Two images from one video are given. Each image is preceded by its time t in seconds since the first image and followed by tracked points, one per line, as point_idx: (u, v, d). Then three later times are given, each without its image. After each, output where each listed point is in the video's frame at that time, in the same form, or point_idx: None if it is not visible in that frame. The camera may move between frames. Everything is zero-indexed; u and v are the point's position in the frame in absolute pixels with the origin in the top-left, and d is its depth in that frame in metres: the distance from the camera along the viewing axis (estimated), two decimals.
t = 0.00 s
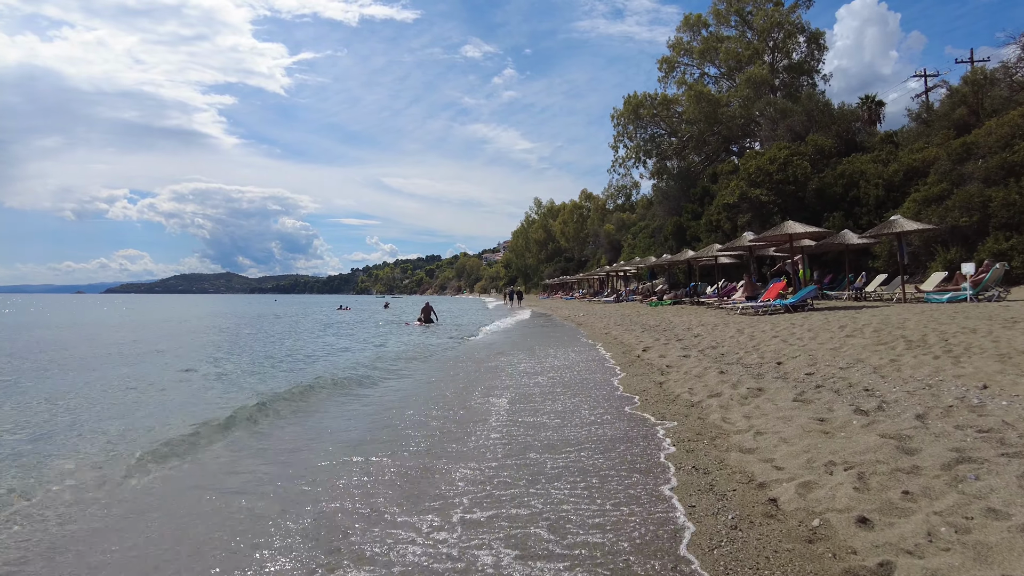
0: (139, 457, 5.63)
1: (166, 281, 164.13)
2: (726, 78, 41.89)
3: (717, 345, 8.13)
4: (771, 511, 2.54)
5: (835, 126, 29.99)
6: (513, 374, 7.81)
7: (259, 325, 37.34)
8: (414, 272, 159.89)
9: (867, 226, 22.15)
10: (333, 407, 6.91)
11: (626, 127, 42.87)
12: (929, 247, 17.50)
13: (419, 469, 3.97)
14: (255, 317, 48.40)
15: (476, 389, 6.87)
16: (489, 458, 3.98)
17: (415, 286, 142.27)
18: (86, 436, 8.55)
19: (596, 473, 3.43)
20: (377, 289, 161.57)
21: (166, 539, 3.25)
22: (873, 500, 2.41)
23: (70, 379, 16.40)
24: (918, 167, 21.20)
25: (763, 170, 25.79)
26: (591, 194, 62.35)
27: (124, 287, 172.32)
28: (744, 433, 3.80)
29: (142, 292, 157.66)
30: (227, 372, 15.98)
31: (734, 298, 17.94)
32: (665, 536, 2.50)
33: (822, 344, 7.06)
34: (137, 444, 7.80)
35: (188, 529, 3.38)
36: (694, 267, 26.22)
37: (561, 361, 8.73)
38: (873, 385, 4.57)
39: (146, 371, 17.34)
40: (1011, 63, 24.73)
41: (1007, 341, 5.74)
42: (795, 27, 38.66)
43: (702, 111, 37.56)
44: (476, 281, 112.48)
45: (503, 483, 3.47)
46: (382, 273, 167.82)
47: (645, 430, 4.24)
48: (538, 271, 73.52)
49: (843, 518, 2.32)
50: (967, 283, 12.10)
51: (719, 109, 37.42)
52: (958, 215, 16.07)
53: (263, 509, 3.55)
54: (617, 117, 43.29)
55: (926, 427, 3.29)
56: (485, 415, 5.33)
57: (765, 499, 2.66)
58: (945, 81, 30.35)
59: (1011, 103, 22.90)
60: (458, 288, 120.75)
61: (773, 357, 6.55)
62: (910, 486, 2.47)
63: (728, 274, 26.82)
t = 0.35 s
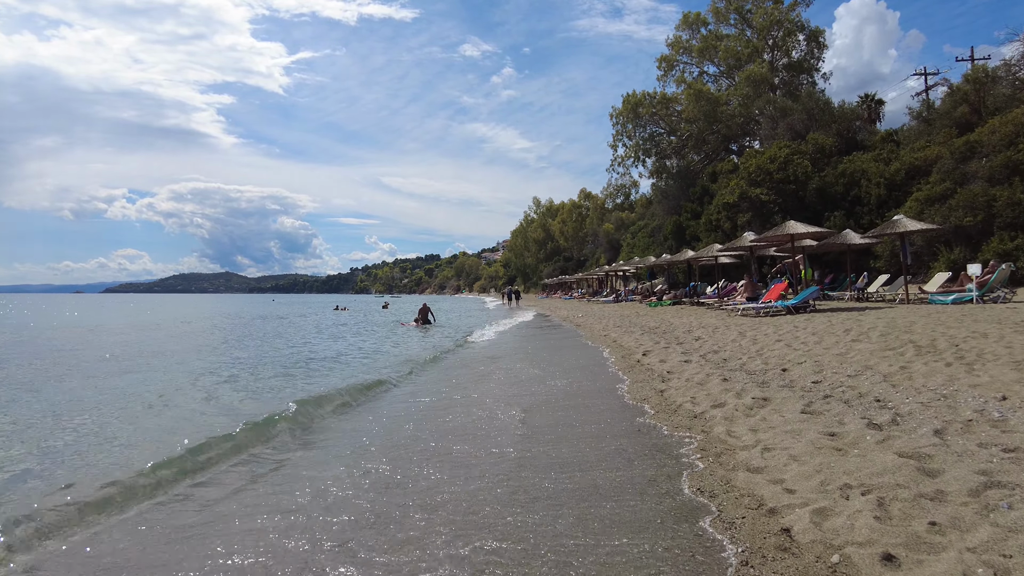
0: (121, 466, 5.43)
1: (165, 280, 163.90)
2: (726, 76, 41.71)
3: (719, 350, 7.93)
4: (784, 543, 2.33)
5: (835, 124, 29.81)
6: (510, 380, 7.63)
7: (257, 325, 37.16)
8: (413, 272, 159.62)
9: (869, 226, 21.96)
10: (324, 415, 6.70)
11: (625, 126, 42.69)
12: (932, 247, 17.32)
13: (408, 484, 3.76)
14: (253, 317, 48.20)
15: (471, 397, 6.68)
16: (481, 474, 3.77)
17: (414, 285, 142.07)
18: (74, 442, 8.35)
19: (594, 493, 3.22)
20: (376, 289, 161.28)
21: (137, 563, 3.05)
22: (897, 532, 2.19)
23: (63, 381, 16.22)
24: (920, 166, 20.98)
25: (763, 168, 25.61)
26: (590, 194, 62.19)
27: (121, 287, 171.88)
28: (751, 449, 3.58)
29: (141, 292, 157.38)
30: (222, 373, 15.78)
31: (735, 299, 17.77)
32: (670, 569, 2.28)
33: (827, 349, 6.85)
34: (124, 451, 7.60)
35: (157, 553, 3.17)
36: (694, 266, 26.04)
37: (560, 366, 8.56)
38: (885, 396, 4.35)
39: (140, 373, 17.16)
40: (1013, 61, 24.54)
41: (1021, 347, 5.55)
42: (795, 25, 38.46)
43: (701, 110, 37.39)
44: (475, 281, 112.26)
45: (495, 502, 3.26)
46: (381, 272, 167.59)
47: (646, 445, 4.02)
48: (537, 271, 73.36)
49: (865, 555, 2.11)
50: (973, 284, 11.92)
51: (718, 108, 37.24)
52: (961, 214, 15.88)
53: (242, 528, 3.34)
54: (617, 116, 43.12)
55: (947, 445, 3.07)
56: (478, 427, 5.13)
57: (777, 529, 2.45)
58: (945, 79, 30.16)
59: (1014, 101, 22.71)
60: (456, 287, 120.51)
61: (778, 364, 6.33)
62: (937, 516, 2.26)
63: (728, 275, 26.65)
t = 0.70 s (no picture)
0: (117, 468, 5.25)
1: (171, 280, 164.63)
2: (732, 76, 41.38)
3: (734, 350, 7.68)
4: (833, 561, 2.10)
5: (845, 123, 29.44)
6: (520, 381, 7.41)
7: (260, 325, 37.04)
8: (417, 272, 159.75)
9: (880, 225, 21.65)
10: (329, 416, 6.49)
11: (631, 125, 42.43)
12: (947, 246, 17.00)
13: (415, 491, 3.54)
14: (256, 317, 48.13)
15: (480, 400, 6.47)
16: (492, 482, 3.54)
17: (418, 285, 142.03)
18: (72, 442, 8.19)
19: (616, 501, 2.98)
20: (380, 289, 161.39)
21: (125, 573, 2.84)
22: (964, 551, 1.95)
23: (66, 380, 16.11)
24: (932, 165, 20.53)
25: (772, 167, 25.30)
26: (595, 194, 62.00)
27: (126, 287, 172.80)
28: (782, 454, 3.33)
29: (146, 292, 157.69)
30: (227, 372, 15.63)
31: (745, 299, 17.50)
32: None
33: (848, 349, 6.59)
34: (123, 452, 7.42)
35: (149, 562, 2.98)
36: (702, 267, 25.77)
37: (570, 368, 8.33)
38: (920, 398, 4.09)
39: (143, 371, 17.03)
40: None
41: None
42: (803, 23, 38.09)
43: (708, 109, 37.08)
44: (479, 281, 112.17)
45: (508, 510, 3.04)
46: (385, 272, 167.75)
47: (667, 448, 3.78)
48: (542, 271, 73.12)
49: None
50: (992, 284, 11.63)
51: (725, 107, 36.93)
52: (978, 213, 15.54)
53: (239, 535, 3.14)
54: (623, 115, 42.84)
55: (1001, 452, 2.82)
56: (486, 431, 4.92)
57: (825, 545, 2.21)
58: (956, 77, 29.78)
59: None
60: (460, 288, 120.39)
61: (798, 364, 6.07)
62: (1007, 533, 2.01)
63: (736, 275, 26.35)
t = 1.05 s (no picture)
0: (119, 479, 5.11)
1: (182, 279, 165.72)
2: (744, 74, 40.86)
3: (750, 355, 7.38)
4: None
5: (860, 121, 28.91)
6: (527, 388, 7.19)
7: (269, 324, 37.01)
8: (425, 272, 159.89)
9: (896, 225, 21.20)
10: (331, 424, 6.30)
11: (641, 124, 42.04)
12: (966, 246, 16.55)
13: (416, 515, 3.33)
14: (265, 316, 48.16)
15: (486, 408, 6.25)
16: (497, 505, 3.32)
17: (427, 285, 142.14)
18: (73, 445, 8.07)
19: (631, 529, 2.75)
20: (389, 288, 161.68)
21: None
22: None
23: (72, 380, 16.06)
24: (951, 163, 19.97)
25: (785, 166, 24.86)
26: (604, 194, 61.77)
27: (138, 286, 174.23)
28: (812, 475, 3.08)
29: (158, 291, 159.14)
30: (235, 372, 15.58)
31: (758, 300, 17.18)
32: None
33: (871, 355, 6.30)
34: (122, 456, 7.28)
35: None
36: (713, 267, 25.37)
37: (581, 372, 8.08)
38: (956, 411, 3.81)
39: (150, 371, 16.95)
40: None
41: None
42: (816, 20, 37.51)
43: (719, 107, 36.61)
44: (487, 281, 111.99)
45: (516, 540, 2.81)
46: (394, 271, 168.10)
47: (684, 466, 3.55)
48: (551, 271, 72.78)
49: None
50: (1016, 286, 11.25)
51: (737, 105, 36.47)
52: (999, 212, 15.11)
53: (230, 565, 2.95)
54: (633, 114, 42.45)
55: None
56: (490, 445, 4.69)
57: None
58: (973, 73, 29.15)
59: None
60: (469, 287, 120.34)
61: (819, 372, 5.78)
62: None
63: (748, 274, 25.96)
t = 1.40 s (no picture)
0: (92, 487, 4.94)
1: (184, 280, 165.84)
2: (745, 71, 40.54)
3: (750, 354, 7.12)
4: None
5: (862, 118, 28.60)
6: (518, 389, 6.96)
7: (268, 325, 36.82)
8: (427, 272, 159.77)
9: (899, 222, 20.90)
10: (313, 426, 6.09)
11: (641, 122, 41.80)
12: (972, 243, 16.25)
13: (386, 526, 3.08)
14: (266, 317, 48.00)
15: (475, 409, 6.00)
16: (472, 518, 3.06)
17: (429, 285, 142.14)
18: (53, 446, 7.85)
19: (614, 545, 2.49)
20: (390, 289, 161.60)
21: None
22: None
23: (64, 381, 15.87)
24: (955, 159, 19.71)
25: (787, 163, 24.58)
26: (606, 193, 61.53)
27: (140, 287, 174.22)
28: (815, 483, 2.82)
29: (161, 292, 159.29)
30: (231, 372, 15.43)
31: (760, 298, 16.94)
32: None
33: (876, 353, 6.03)
34: (101, 457, 7.06)
35: None
36: (714, 265, 25.08)
37: (575, 373, 7.84)
38: (970, 412, 3.54)
39: (144, 372, 16.74)
40: None
41: None
42: (818, 17, 37.21)
43: (720, 105, 36.32)
44: (489, 281, 111.79)
45: (488, 556, 2.56)
46: (396, 272, 168.08)
47: (676, 472, 3.29)
48: (552, 271, 72.50)
49: None
50: None
51: (738, 103, 36.20)
52: (1005, 208, 14.83)
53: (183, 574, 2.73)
54: (634, 112, 42.20)
55: None
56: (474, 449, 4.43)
57: None
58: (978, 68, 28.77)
59: None
60: (471, 288, 120.18)
61: (822, 371, 5.52)
62: None
63: (750, 273, 25.70)
